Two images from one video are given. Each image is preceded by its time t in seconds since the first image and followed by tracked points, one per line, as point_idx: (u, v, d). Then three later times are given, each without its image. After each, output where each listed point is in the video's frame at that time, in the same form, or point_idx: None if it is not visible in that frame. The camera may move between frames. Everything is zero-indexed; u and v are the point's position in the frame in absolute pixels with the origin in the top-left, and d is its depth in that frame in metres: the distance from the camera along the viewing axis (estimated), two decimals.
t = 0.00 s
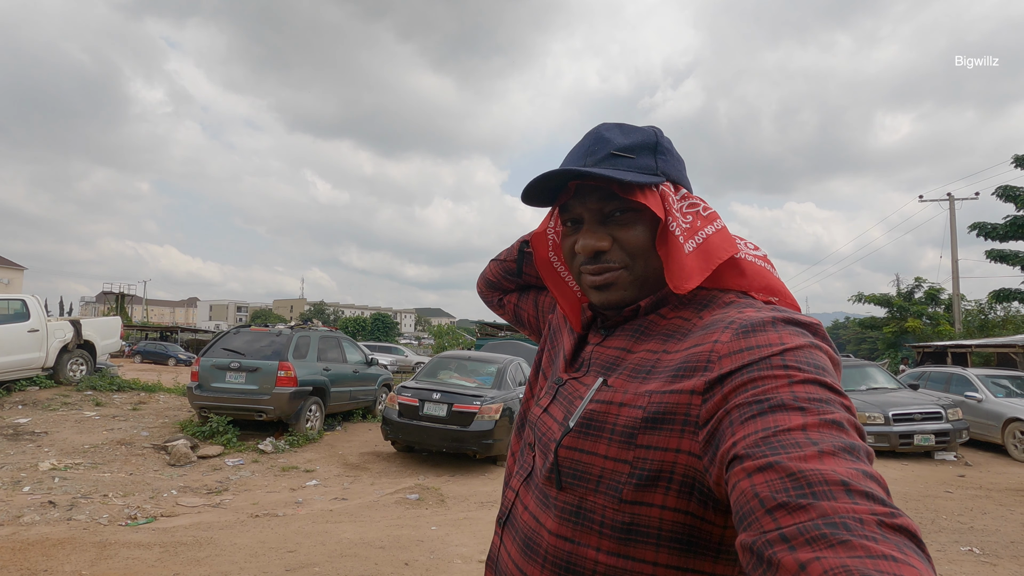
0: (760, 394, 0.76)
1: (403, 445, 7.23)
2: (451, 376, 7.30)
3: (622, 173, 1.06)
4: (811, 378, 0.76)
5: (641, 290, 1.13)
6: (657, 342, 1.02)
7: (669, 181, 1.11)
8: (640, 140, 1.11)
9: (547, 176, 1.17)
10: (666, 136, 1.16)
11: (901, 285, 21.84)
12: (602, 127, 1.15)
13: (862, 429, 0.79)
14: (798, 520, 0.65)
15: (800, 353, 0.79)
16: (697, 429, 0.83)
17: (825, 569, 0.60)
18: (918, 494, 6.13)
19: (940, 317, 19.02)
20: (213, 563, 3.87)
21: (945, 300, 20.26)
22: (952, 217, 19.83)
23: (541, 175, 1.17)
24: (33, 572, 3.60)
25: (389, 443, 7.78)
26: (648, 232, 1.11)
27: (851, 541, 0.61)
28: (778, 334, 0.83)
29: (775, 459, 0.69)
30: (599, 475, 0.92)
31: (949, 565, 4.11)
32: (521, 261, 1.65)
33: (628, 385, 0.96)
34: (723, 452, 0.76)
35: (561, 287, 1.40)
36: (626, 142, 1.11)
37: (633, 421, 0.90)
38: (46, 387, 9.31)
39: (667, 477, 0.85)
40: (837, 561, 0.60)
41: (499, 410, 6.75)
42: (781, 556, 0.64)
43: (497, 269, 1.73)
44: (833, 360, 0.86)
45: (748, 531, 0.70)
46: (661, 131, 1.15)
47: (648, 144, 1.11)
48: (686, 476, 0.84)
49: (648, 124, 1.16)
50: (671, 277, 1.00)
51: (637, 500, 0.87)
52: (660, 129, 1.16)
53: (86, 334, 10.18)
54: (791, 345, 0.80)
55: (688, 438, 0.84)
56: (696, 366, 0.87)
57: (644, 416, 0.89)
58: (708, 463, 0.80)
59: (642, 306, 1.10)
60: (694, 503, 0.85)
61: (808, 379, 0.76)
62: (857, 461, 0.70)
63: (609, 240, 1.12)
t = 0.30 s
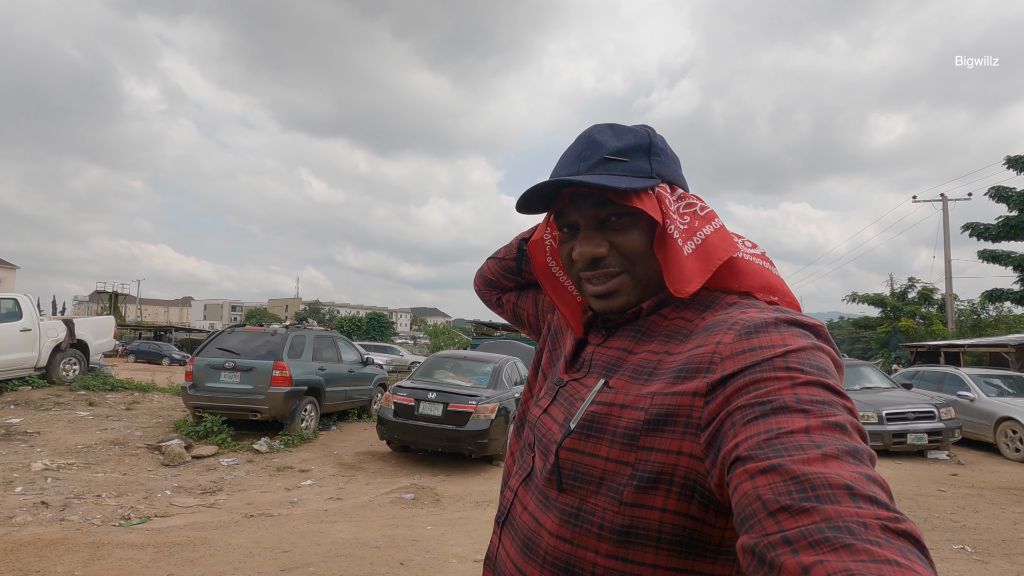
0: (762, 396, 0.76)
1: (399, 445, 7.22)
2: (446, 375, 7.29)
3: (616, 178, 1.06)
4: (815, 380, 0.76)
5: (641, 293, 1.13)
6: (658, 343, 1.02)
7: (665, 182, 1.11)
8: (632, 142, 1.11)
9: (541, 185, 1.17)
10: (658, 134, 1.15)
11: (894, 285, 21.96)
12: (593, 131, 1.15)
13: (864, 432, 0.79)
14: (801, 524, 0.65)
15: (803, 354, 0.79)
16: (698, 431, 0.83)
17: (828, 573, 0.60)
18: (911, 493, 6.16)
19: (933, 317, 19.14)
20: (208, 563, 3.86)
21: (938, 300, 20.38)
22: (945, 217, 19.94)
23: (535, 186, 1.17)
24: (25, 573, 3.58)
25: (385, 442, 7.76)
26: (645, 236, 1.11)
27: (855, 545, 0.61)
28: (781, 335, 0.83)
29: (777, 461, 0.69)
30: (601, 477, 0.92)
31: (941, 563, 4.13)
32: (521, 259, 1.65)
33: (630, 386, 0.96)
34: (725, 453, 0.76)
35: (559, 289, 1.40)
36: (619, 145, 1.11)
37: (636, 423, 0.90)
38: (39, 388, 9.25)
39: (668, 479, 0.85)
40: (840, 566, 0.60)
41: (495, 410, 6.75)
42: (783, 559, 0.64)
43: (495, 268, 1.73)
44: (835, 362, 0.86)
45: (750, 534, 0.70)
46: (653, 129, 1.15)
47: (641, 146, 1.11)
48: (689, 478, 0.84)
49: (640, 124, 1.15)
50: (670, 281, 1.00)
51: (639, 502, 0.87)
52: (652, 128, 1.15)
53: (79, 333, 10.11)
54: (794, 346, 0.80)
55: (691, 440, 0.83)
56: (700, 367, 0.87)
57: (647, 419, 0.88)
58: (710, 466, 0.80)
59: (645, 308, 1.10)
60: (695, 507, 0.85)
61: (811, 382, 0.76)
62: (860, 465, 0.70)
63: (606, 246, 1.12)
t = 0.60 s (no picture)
0: (758, 397, 0.76)
1: (395, 444, 7.21)
2: (442, 374, 7.28)
3: (610, 178, 1.06)
4: (811, 381, 0.76)
5: (635, 295, 1.13)
6: (655, 345, 1.02)
7: (661, 182, 1.10)
8: (629, 141, 1.11)
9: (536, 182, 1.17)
10: (657, 134, 1.15)
11: (889, 285, 22.05)
12: (591, 129, 1.15)
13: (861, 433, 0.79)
14: (796, 526, 0.65)
15: (799, 355, 0.79)
16: (696, 433, 0.83)
17: None
18: (905, 491, 6.19)
19: (928, 316, 19.22)
20: (203, 563, 3.84)
21: (933, 300, 20.46)
22: (940, 217, 20.04)
23: (530, 183, 1.17)
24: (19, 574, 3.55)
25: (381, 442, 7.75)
26: (639, 236, 1.11)
27: (850, 548, 0.61)
28: (777, 335, 0.83)
29: (773, 463, 0.69)
30: (599, 480, 0.91)
31: (935, 561, 4.15)
32: (508, 265, 1.65)
33: (627, 389, 0.96)
34: (721, 455, 0.76)
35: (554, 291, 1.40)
36: (615, 144, 1.10)
37: (633, 426, 0.90)
38: (33, 387, 9.20)
39: (666, 482, 0.85)
40: (835, 568, 0.60)
41: (491, 409, 6.74)
42: (779, 562, 0.64)
43: (483, 274, 1.72)
44: (831, 362, 0.86)
45: (746, 536, 0.70)
46: (652, 129, 1.15)
47: (638, 145, 1.11)
48: (685, 480, 0.84)
49: (639, 123, 1.15)
50: (661, 282, 1.00)
51: (636, 505, 0.87)
52: (651, 127, 1.15)
53: (74, 332, 10.06)
54: (790, 348, 0.80)
55: (688, 442, 0.83)
56: (696, 368, 0.87)
57: (644, 421, 0.88)
58: (707, 469, 0.80)
59: (640, 309, 1.10)
60: (692, 509, 0.85)
61: (807, 382, 0.76)
62: (856, 466, 0.70)
63: (600, 246, 1.12)
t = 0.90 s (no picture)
0: (750, 396, 0.76)
1: (394, 443, 7.22)
2: (441, 373, 7.28)
3: (609, 169, 1.06)
4: (802, 380, 0.76)
5: (633, 289, 1.13)
6: (647, 344, 1.01)
7: (656, 177, 1.11)
8: (624, 135, 1.11)
9: (534, 174, 1.17)
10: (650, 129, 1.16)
11: (888, 283, 22.06)
12: (585, 124, 1.14)
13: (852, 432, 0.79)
14: (789, 526, 0.65)
15: (790, 355, 0.79)
16: (688, 433, 0.83)
17: None
18: (903, 490, 6.20)
19: (926, 315, 19.25)
20: (202, 562, 3.84)
21: (931, 299, 20.48)
22: (938, 216, 20.06)
23: (527, 175, 1.17)
24: (18, 572, 3.55)
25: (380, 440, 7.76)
26: (636, 229, 1.11)
27: (842, 548, 0.61)
28: (768, 334, 0.83)
29: (765, 463, 0.69)
30: (592, 480, 0.91)
31: (933, 559, 4.16)
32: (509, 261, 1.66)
33: (619, 388, 0.95)
34: (713, 454, 0.76)
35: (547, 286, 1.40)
36: (612, 137, 1.10)
37: (626, 425, 0.90)
38: (31, 386, 9.19)
39: (659, 480, 0.85)
40: (828, 567, 0.60)
41: (490, 407, 6.74)
42: (771, 561, 0.64)
43: (480, 264, 1.72)
44: (823, 361, 0.86)
45: (738, 536, 0.70)
46: (645, 124, 1.15)
47: (633, 139, 1.11)
48: (678, 479, 0.84)
49: (632, 119, 1.15)
50: (661, 275, 1.00)
51: (629, 504, 0.87)
52: (644, 122, 1.15)
53: (72, 331, 10.05)
54: (782, 347, 0.80)
55: (680, 441, 0.84)
56: (688, 367, 0.87)
57: (637, 421, 0.88)
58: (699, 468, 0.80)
59: (630, 305, 1.10)
60: (685, 508, 0.85)
61: (799, 382, 0.76)
62: (847, 466, 0.70)
63: (598, 239, 1.12)
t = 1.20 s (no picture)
0: (752, 400, 0.75)
1: (394, 442, 7.22)
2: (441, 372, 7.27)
3: (621, 161, 1.06)
4: (804, 385, 0.76)
5: (622, 285, 1.13)
6: (646, 346, 1.01)
7: (668, 180, 1.10)
8: (646, 133, 1.11)
9: (546, 149, 1.16)
10: (673, 134, 1.16)
11: (889, 282, 22.04)
12: (611, 115, 1.14)
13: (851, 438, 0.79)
14: (791, 528, 0.65)
15: (792, 359, 0.79)
16: (689, 436, 0.83)
17: None
18: (903, 489, 6.19)
19: (927, 314, 19.23)
20: (202, 561, 3.85)
21: (932, 298, 20.47)
22: (939, 215, 20.03)
23: (537, 147, 1.17)
24: (19, 571, 3.56)
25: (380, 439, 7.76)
26: (635, 226, 1.11)
27: (844, 551, 0.61)
28: (770, 339, 0.83)
29: (768, 465, 0.69)
30: (591, 484, 0.91)
31: (933, 559, 4.16)
32: (478, 312, 1.57)
33: (618, 391, 0.95)
34: (713, 456, 0.76)
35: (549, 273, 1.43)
36: (632, 132, 1.10)
37: (627, 428, 0.89)
38: (32, 384, 9.19)
39: (658, 484, 0.85)
40: (829, 569, 0.60)
41: (490, 406, 6.74)
42: (772, 563, 0.64)
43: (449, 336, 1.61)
44: (823, 367, 0.86)
45: (736, 536, 0.70)
46: (670, 128, 1.15)
47: (654, 138, 1.11)
48: (677, 483, 0.84)
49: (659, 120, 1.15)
50: (652, 273, 1.01)
51: (628, 508, 0.87)
52: (670, 126, 1.15)
53: (73, 329, 10.05)
54: (783, 351, 0.80)
55: (681, 445, 0.83)
56: (690, 371, 0.86)
57: (639, 424, 0.88)
58: (699, 472, 0.80)
59: (626, 304, 1.10)
60: (683, 513, 0.85)
61: (800, 386, 0.76)
62: (849, 471, 0.70)
63: (596, 228, 1.12)
